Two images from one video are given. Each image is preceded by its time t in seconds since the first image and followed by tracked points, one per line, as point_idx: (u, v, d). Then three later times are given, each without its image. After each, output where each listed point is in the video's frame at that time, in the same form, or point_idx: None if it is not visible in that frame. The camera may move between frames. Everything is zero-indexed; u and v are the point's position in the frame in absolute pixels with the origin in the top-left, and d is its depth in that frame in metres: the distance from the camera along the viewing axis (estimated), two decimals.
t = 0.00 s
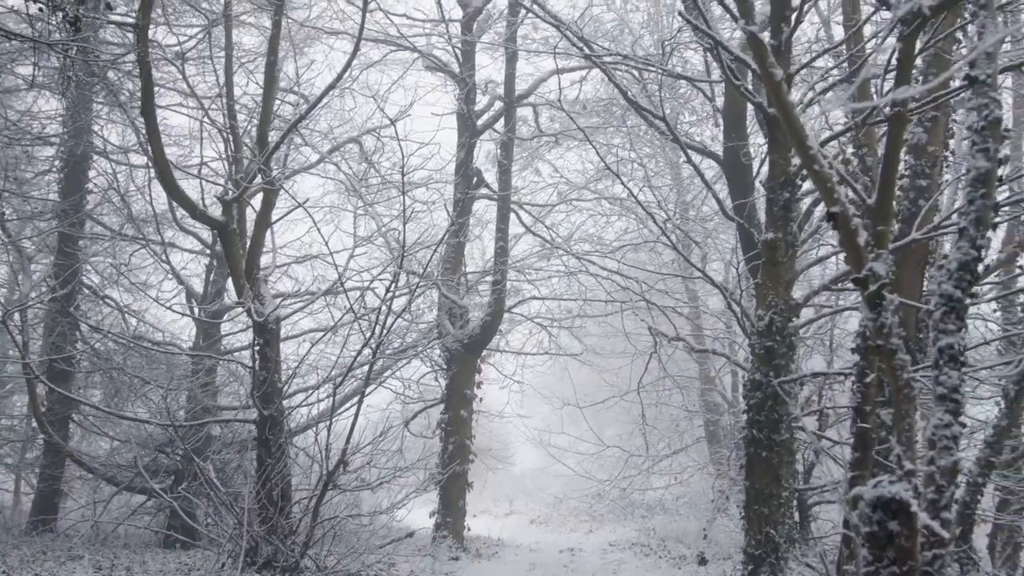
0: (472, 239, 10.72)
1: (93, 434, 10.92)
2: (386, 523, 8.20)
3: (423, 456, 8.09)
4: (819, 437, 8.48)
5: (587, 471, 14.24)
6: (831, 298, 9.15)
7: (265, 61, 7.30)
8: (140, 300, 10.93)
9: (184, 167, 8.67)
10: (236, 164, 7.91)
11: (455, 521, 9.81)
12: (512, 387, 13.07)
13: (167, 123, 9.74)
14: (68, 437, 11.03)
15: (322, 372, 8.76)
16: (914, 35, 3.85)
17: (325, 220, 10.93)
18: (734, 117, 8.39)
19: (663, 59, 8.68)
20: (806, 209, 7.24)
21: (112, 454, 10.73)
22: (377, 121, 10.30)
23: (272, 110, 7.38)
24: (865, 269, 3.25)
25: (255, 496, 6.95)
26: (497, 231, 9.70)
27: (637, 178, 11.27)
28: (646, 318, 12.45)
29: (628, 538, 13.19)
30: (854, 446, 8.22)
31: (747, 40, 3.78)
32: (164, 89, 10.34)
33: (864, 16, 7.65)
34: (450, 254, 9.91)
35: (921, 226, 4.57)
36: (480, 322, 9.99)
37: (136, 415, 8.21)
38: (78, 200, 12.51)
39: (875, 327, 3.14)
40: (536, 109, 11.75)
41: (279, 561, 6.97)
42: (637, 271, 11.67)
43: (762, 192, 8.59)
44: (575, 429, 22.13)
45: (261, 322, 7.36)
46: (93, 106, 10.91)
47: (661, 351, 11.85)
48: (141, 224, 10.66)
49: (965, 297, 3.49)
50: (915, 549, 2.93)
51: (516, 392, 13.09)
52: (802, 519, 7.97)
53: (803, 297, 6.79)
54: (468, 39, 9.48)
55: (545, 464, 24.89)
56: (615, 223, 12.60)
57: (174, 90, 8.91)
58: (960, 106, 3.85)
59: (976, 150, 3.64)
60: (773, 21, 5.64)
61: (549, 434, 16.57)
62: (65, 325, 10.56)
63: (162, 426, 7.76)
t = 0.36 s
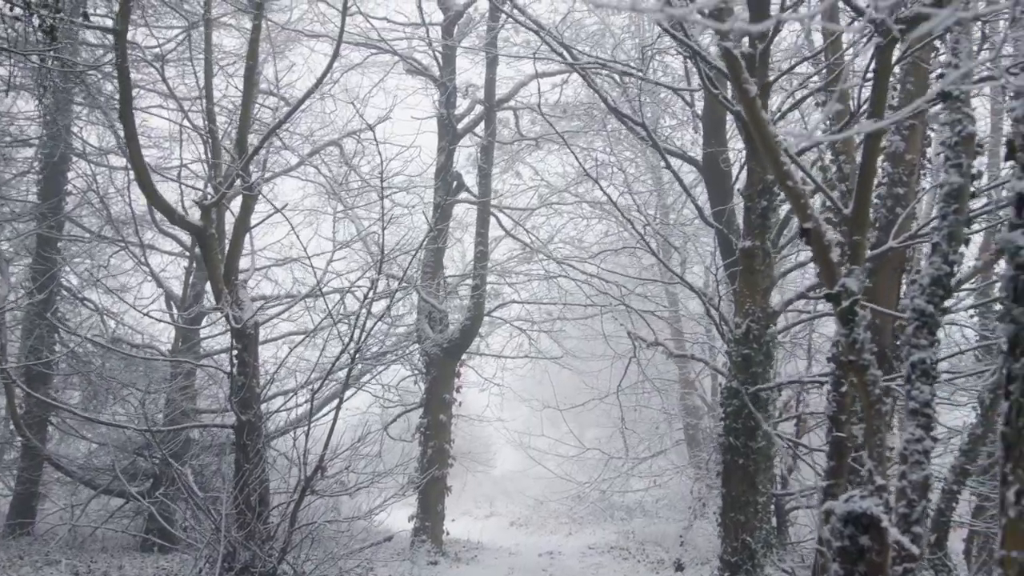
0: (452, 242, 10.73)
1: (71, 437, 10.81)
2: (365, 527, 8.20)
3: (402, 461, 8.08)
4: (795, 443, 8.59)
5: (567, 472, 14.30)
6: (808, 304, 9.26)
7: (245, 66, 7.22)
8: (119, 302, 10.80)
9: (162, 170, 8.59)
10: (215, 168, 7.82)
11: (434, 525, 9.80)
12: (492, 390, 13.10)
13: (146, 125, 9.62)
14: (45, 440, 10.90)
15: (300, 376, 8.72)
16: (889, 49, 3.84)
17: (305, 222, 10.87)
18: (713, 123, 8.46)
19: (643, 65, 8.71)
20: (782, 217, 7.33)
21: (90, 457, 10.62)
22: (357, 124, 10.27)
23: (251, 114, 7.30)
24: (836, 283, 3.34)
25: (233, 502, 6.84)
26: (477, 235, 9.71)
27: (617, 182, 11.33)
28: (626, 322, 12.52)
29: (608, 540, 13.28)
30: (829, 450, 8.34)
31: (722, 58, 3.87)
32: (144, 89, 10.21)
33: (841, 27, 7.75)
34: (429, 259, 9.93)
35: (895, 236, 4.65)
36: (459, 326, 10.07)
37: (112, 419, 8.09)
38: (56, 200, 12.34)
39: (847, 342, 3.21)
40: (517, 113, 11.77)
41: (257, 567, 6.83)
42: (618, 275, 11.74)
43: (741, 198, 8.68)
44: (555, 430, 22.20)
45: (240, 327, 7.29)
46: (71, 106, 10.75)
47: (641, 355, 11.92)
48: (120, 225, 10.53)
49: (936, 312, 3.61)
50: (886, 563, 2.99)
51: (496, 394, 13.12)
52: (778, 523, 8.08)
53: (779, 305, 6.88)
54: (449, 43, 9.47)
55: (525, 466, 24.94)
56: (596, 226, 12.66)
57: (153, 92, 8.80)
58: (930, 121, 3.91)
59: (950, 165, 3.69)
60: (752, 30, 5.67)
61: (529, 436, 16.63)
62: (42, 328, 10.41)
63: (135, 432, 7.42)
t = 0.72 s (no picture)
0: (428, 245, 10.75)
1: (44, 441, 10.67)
2: (340, 532, 8.18)
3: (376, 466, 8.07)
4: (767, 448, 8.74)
5: (543, 474, 14.34)
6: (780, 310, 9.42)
7: (220, 71, 7.14)
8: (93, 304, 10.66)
9: (138, 172, 8.48)
10: (189, 172, 7.68)
11: (409, 530, 9.77)
12: (468, 393, 13.14)
13: (122, 125, 9.47)
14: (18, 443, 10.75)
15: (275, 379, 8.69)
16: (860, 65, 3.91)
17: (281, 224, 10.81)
18: (689, 129, 8.58)
19: (621, 71, 8.77)
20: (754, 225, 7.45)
21: (63, 461, 10.49)
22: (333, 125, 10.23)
23: (225, 118, 7.22)
24: (805, 297, 3.44)
25: (206, 507, 6.71)
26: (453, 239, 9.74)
27: (594, 187, 11.41)
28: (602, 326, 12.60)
29: (583, 543, 13.37)
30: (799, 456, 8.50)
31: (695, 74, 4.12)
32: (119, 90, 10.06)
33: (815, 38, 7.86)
34: (405, 262, 10.00)
35: (865, 248, 4.74)
36: (434, 330, 10.14)
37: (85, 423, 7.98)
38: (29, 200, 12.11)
39: (815, 357, 3.31)
40: (494, 116, 11.79)
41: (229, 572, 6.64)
42: (593, 280, 11.82)
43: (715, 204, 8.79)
44: (532, 433, 22.27)
45: (214, 331, 7.20)
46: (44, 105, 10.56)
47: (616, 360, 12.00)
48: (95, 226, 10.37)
49: (904, 326, 3.69)
50: None
51: (472, 397, 13.16)
52: (750, 527, 8.22)
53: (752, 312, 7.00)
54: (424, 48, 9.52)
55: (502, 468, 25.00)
56: (572, 229, 12.74)
57: (128, 93, 8.68)
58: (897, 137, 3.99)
59: (919, 180, 3.80)
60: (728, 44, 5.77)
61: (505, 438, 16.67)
62: (14, 330, 10.24)
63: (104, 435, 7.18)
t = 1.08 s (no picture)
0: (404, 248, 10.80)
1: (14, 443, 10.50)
2: (314, 536, 8.16)
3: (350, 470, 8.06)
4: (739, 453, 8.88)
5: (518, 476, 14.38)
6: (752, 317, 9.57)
7: (196, 72, 7.08)
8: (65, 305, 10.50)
9: (111, 173, 8.38)
10: (164, 175, 7.60)
11: (383, 533, 9.74)
12: (443, 395, 13.17)
13: (95, 124, 9.34)
14: None
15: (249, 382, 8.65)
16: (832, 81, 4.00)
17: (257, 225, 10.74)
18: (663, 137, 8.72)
19: (597, 79, 8.87)
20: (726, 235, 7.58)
21: (33, 463, 10.33)
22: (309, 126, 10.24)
23: (201, 120, 7.16)
24: (776, 312, 3.51)
25: (180, 511, 6.64)
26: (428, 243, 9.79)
27: (570, 192, 11.50)
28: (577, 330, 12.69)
29: (558, 546, 13.46)
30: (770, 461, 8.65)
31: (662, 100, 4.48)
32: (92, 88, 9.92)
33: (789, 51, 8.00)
34: (380, 267, 10.12)
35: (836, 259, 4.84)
36: (409, 334, 10.27)
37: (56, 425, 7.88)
38: None
39: (785, 373, 3.39)
40: (471, 120, 11.84)
41: None
42: (569, 284, 11.91)
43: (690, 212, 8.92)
44: (507, 434, 22.32)
45: (188, 334, 7.14)
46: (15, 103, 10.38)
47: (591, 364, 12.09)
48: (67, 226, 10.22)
49: (872, 341, 3.78)
50: None
51: (447, 400, 13.20)
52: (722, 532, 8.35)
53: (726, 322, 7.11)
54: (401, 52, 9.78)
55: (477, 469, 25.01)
56: (548, 231, 12.84)
57: (104, 93, 8.56)
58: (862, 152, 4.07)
59: (888, 197, 3.90)
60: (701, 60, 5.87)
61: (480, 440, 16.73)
62: None
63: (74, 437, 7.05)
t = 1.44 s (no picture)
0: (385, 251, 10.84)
1: None
2: (294, 540, 8.15)
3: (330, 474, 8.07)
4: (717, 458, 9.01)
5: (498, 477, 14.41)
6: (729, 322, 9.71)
7: (178, 76, 7.06)
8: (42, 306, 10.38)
9: (91, 174, 8.30)
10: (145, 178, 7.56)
11: (363, 536, 9.73)
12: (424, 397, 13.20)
13: (74, 124, 9.25)
14: None
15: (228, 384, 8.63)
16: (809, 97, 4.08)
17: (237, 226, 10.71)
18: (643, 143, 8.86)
19: (578, 86, 8.98)
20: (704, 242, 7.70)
21: (10, 466, 10.21)
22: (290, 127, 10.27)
23: (182, 122, 7.13)
24: (755, 326, 3.59)
25: (159, 516, 6.59)
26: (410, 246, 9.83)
27: (551, 197, 11.61)
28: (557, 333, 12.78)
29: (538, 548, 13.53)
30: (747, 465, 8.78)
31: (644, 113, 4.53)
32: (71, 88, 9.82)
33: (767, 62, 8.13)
34: (361, 271, 10.14)
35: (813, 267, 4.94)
36: (389, 337, 10.29)
37: (33, 428, 7.77)
38: None
39: (763, 387, 3.47)
40: (453, 123, 11.92)
41: None
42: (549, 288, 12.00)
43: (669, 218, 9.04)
44: (488, 435, 22.35)
45: (168, 338, 7.11)
46: None
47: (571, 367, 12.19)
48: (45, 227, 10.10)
49: (849, 354, 3.86)
50: None
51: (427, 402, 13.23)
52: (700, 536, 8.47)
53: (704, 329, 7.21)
54: (381, 57, 9.99)
55: (457, 471, 25.01)
56: (528, 234, 12.91)
57: (83, 94, 8.47)
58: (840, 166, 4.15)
59: (865, 211, 3.99)
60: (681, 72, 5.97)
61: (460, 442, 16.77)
62: None
63: (52, 441, 6.96)
